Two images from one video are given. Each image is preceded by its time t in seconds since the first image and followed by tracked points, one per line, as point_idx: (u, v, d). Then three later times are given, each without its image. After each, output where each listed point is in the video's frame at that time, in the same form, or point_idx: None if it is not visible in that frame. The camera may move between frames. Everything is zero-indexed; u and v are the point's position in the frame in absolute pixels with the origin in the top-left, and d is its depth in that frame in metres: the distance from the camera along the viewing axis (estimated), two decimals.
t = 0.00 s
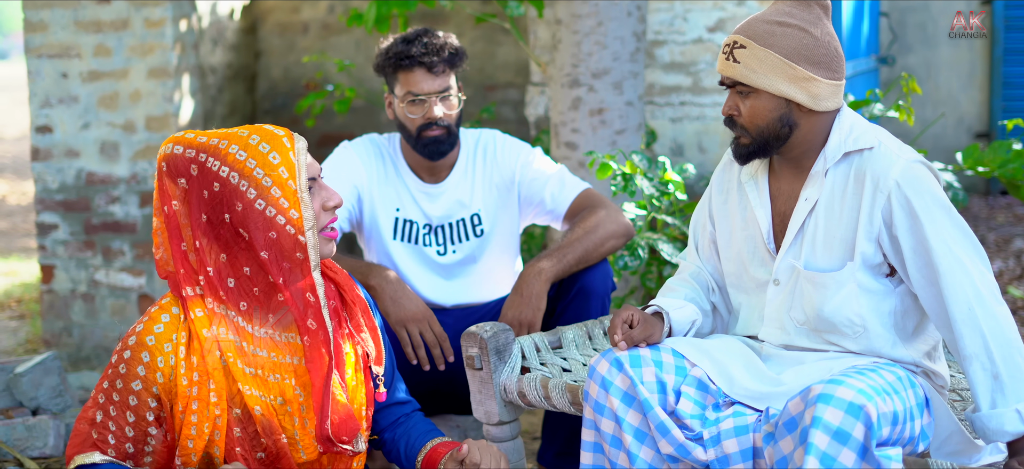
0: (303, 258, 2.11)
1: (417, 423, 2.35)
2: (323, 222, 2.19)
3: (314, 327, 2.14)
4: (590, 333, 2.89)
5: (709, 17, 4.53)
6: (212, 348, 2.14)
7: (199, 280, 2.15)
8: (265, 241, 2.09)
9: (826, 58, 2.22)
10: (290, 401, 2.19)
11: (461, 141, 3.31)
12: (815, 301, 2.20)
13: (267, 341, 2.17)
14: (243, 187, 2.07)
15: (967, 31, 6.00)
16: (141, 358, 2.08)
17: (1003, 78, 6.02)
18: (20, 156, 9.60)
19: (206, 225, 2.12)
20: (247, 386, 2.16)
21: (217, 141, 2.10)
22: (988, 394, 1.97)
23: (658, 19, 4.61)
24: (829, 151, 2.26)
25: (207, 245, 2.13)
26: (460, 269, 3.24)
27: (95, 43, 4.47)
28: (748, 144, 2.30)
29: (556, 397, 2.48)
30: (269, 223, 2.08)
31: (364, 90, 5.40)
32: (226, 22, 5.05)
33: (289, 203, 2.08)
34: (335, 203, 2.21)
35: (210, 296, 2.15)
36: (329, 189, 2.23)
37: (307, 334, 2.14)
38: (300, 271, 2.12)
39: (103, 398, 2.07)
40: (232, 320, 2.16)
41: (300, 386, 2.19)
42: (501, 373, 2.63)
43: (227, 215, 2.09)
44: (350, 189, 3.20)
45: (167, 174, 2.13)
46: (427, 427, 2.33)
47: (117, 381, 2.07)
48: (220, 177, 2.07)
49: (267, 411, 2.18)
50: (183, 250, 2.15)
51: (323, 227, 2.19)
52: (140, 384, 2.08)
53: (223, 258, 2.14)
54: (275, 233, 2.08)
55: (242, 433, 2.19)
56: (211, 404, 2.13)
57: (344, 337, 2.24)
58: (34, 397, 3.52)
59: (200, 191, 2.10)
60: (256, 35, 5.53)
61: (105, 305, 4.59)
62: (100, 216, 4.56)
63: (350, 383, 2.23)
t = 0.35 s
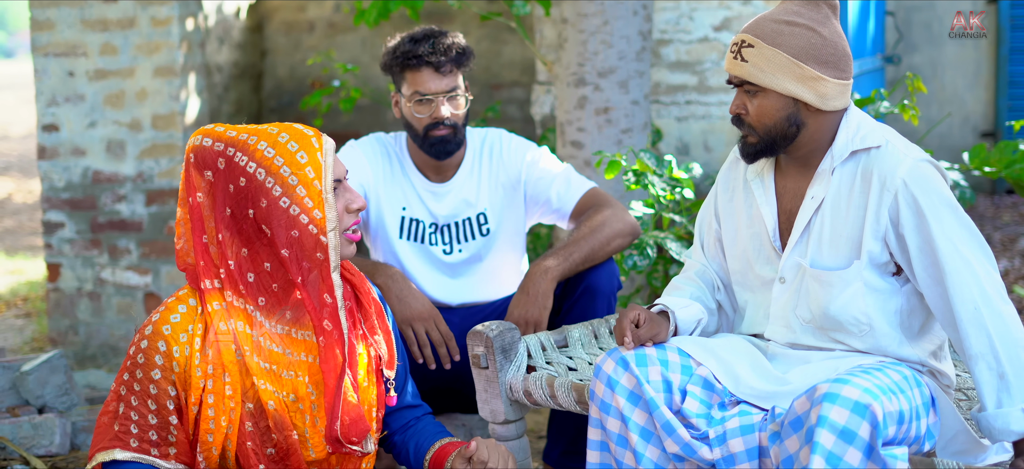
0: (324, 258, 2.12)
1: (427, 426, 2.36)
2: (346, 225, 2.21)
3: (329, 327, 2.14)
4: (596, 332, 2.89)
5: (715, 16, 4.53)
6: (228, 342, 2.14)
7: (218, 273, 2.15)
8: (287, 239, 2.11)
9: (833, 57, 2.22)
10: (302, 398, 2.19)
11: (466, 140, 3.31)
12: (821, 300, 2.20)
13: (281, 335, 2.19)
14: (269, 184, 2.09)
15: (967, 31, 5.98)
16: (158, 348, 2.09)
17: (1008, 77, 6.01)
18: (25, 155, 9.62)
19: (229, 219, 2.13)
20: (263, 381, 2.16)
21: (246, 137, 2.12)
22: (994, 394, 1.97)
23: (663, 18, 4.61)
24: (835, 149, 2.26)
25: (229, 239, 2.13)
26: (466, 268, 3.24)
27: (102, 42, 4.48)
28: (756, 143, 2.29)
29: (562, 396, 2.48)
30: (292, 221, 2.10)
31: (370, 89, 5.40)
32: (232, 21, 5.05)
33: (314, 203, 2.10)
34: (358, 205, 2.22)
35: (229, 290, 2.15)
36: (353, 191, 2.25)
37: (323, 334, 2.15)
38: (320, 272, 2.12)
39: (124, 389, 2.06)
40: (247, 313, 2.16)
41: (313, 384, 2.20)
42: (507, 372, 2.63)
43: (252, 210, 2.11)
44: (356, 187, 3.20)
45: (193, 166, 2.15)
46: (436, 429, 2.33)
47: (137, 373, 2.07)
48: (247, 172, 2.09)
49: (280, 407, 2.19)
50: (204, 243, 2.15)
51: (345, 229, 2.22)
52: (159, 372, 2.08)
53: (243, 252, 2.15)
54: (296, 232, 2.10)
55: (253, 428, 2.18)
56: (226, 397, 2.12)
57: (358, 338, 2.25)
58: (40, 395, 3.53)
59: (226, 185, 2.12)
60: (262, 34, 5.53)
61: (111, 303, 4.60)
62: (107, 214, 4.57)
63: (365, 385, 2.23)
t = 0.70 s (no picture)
0: (295, 251, 2.12)
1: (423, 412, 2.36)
2: (312, 214, 2.16)
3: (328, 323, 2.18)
4: (590, 334, 2.89)
5: (713, 18, 4.53)
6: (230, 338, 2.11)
7: (217, 273, 2.14)
8: (257, 237, 2.11)
9: (829, 60, 2.22)
10: (300, 396, 2.20)
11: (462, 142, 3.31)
12: (815, 301, 2.20)
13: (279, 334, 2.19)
14: (230, 188, 2.11)
15: (967, 31, 6.00)
16: (159, 345, 2.04)
17: (1006, 80, 6.01)
18: (23, 154, 9.62)
19: (213, 228, 2.14)
20: (264, 379, 2.14)
21: (218, 148, 2.17)
22: (987, 396, 1.97)
23: (660, 19, 4.61)
24: (831, 151, 2.26)
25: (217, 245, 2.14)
26: (461, 269, 3.24)
27: (99, 42, 4.48)
28: (751, 145, 2.30)
29: (556, 398, 2.48)
30: (257, 219, 2.10)
31: (367, 91, 5.41)
32: (229, 22, 5.05)
33: (270, 197, 2.10)
34: (320, 193, 2.16)
35: (228, 290, 2.14)
36: (320, 181, 2.21)
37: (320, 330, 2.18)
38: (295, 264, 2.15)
39: (124, 385, 2.02)
40: (246, 311, 2.15)
41: (311, 381, 2.21)
42: (501, 373, 2.63)
43: (222, 216, 2.13)
44: (352, 189, 3.20)
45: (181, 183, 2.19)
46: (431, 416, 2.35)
47: (138, 367, 2.02)
48: (214, 179, 2.12)
49: (280, 405, 2.17)
50: (198, 250, 2.15)
51: (312, 218, 2.17)
52: (160, 370, 2.04)
53: (230, 258, 2.14)
54: (264, 229, 2.10)
55: (253, 426, 2.15)
56: (227, 395, 2.10)
57: (356, 339, 2.29)
58: (35, 395, 3.54)
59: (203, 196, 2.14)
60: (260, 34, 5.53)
61: (107, 304, 4.60)
62: (103, 215, 4.57)
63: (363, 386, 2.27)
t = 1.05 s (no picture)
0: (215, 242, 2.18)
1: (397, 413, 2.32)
2: (243, 212, 2.18)
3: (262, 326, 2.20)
4: (573, 340, 2.89)
5: (697, 24, 4.55)
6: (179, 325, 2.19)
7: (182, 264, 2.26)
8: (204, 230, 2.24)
9: (813, 67, 2.23)
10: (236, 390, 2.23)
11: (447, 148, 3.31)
12: (798, 308, 2.21)
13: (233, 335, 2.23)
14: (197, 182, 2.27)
15: (967, 31, 5.98)
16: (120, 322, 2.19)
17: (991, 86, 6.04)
18: (8, 160, 9.57)
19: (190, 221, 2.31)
20: (202, 364, 2.19)
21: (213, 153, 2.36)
22: (968, 402, 1.97)
23: (645, 26, 4.62)
24: (814, 158, 2.26)
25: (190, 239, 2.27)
26: (445, 276, 3.24)
27: (83, 47, 4.46)
28: (735, 154, 2.30)
29: (539, 404, 2.48)
30: (205, 213, 2.23)
31: (352, 97, 5.41)
32: (215, 26, 5.04)
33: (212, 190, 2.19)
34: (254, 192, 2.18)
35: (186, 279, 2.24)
36: (269, 186, 2.22)
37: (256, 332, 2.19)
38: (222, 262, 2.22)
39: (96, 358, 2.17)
40: (202, 301, 2.24)
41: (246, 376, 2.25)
42: (484, 380, 2.63)
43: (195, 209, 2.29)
44: (335, 195, 3.20)
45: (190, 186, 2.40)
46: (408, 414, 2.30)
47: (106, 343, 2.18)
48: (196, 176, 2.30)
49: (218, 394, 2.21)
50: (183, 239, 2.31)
51: (241, 215, 2.18)
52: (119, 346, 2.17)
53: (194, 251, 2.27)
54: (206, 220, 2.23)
55: (193, 413, 2.20)
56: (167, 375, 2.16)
57: (303, 353, 2.29)
58: (17, 402, 3.51)
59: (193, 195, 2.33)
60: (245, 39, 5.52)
61: (91, 309, 4.57)
62: (87, 220, 4.55)
63: (305, 400, 2.26)
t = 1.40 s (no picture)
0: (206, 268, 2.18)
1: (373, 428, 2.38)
2: (237, 234, 2.19)
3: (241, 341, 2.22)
4: (555, 347, 2.90)
5: (680, 32, 4.57)
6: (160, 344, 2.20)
7: (156, 279, 2.24)
8: (184, 244, 2.22)
9: (795, 78, 2.24)
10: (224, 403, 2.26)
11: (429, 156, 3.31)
12: (780, 318, 2.21)
13: (215, 346, 2.25)
14: (176, 193, 2.23)
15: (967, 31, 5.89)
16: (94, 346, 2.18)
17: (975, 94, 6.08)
18: None
19: (160, 229, 2.26)
20: (190, 382, 2.21)
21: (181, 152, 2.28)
22: (949, 412, 1.98)
23: (628, 34, 4.64)
24: (797, 169, 2.26)
25: (159, 248, 2.25)
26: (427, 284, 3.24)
27: (67, 54, 4.45)
28: (717, 164, 2.30)
29: (520, 412, 2.48)
30: (187, 227, 2.21)
31: (337, 104, 5.41)
32: (200, 34, 5.04)
33: (203, 209, 2.19)
34: (250, 217, 2.19)
35: (165, 293, 2.23)
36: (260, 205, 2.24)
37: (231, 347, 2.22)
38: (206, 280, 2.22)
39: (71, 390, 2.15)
40: (179, 316, 2.24)
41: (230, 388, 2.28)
42: (465, 388, 2.62)
43: (166, 218, 2.25)
44: (318, 202, 3.20)
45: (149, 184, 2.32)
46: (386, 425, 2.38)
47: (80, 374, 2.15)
48: (168, 183, 2.24)
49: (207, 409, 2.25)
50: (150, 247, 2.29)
51: (236, 239, 2.19)
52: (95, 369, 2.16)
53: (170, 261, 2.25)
54: (192, 238, 2.21)
55: (184, 431, 2.23)
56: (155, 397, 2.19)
57: (291, 358, 2.34)
58: None
59: (158, 200, 2.27)
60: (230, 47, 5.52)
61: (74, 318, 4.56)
62: (70, 228, 4.54)
63: (295, 404, 2.32)
